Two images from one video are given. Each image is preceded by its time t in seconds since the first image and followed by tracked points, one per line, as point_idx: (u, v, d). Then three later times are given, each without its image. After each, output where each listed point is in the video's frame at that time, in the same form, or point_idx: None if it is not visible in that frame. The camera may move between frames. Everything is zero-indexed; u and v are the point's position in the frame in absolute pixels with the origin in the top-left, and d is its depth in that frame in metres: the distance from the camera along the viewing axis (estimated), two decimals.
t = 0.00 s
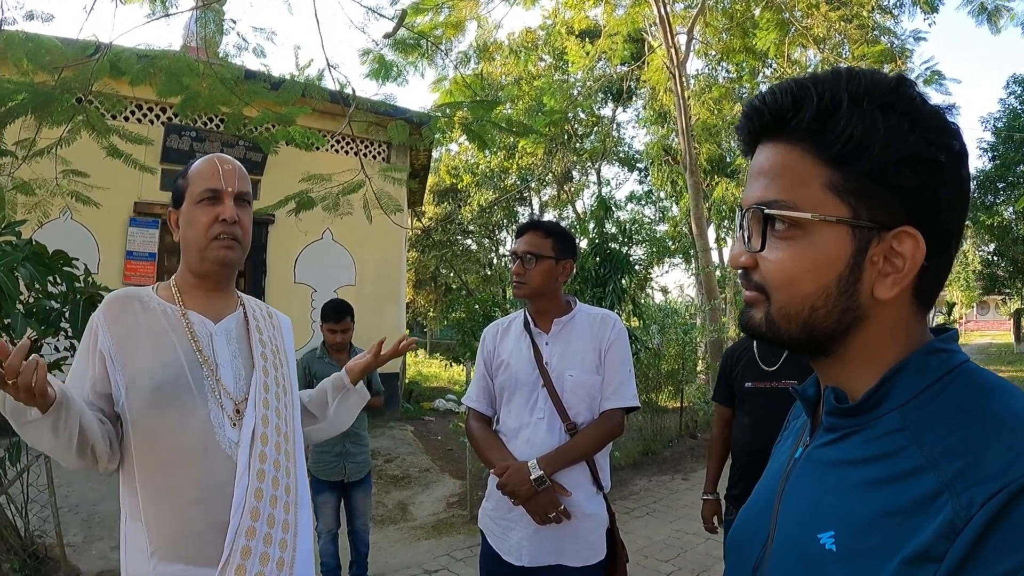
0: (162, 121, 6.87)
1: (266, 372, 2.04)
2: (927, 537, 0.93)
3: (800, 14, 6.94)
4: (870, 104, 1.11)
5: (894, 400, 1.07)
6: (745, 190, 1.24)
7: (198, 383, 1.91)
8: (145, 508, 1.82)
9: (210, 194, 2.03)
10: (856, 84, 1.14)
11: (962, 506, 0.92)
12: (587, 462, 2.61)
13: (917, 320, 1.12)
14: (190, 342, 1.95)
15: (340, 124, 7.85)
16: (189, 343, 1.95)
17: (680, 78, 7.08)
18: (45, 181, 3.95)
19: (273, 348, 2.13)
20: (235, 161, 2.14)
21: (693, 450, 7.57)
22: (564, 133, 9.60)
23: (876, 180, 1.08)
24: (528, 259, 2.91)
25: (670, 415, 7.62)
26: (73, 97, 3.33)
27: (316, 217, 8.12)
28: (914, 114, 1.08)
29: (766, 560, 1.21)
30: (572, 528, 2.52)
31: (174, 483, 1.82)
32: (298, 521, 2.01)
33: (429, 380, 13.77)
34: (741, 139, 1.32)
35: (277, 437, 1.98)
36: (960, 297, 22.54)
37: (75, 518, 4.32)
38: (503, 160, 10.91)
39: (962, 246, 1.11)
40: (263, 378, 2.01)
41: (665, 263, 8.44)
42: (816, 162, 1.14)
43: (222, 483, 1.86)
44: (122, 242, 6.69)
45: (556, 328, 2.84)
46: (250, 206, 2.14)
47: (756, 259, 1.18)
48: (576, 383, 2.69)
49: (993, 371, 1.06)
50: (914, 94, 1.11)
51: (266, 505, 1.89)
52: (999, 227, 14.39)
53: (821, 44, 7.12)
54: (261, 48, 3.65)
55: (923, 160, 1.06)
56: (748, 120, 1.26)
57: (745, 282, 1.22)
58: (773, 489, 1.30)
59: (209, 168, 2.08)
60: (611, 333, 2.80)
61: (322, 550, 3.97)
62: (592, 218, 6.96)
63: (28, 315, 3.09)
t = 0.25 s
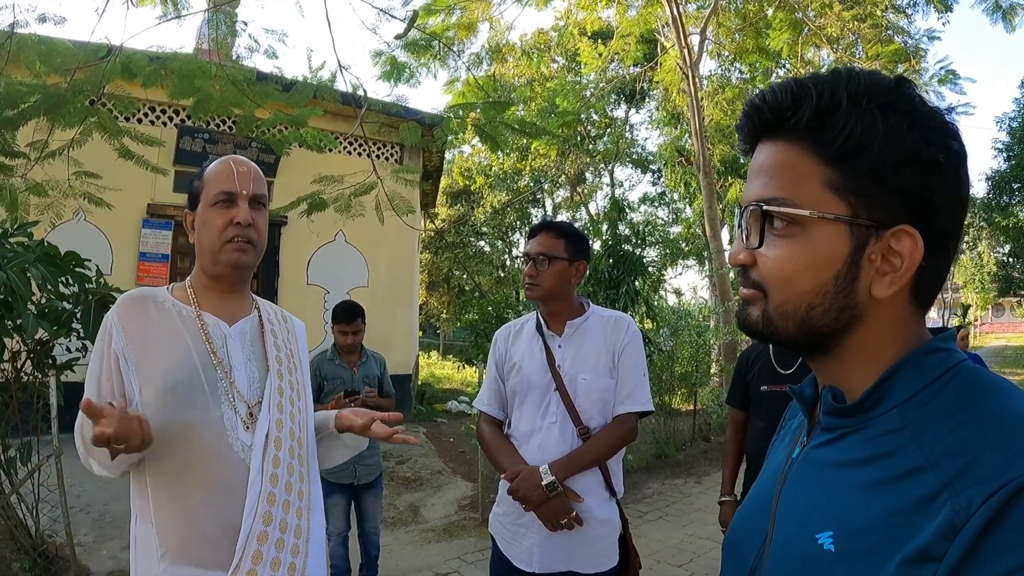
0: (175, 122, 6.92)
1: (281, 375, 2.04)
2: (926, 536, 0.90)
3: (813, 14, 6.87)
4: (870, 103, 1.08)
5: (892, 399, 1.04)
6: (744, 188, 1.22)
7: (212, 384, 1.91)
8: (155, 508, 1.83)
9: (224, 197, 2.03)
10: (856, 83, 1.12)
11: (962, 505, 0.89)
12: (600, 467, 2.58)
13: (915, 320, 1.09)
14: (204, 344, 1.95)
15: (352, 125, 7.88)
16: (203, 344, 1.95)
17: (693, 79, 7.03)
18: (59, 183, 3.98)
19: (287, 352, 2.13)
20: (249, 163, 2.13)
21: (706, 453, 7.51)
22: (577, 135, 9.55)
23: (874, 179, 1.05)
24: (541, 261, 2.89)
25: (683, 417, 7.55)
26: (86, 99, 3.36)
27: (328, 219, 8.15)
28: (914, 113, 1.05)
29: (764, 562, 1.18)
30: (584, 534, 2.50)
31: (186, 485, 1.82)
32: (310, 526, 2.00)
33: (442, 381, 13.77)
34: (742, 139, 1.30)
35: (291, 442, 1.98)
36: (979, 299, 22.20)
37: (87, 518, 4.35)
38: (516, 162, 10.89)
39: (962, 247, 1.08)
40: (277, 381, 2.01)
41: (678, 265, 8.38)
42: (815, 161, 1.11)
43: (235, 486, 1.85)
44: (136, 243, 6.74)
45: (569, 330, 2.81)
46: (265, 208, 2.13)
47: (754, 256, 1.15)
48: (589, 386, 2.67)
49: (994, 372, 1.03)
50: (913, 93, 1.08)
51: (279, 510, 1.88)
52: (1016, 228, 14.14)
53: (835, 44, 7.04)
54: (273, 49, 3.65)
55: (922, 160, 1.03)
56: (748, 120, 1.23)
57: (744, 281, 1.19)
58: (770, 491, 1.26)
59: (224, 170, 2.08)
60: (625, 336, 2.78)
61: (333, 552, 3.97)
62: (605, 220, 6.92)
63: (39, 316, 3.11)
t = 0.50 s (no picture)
0: (183, 124, 6.94)
1: (286, 379, 2.03)
2: (928, 536, 0.90)
3: (821, 14, 6.82)
4: (872, 104, 1.07)
5: (893, 400, 1.03)
6: (743, 189, 1.20)
7: (217, 385, 1.90)
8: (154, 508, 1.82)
9: (231, 195, 2.02)
10: (857, 83, 1.11)
11: (963, 505, 0.89)
12: (608, 471, 2.56)
13: (914, 323, 1.08)
14: (210, 344, 1.94)
15: (360, 127, 7.89)
16: (209, 345, 1.94)
17: (701, 80, 6.98)
18: (66, 183, 4.00)
19: (293, 355, 2.12)
20: (257, 160, 2.12)
21: (715, 456, 7.45)
22: (585, 136, 9.52)
23: (874, 180, 1.04)
24: (552, 262, 2.87)
25: (691, 420, 7.51)
26: (93, 100, 3.38)
27: (335, 220, 8.16)
28: (915, 114, 1.05)
29: (762, 563, 1.16)
30: (591, 539, 2.48)
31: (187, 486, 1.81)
32: (313, 531, 2.01)
33: (450, 383, 13.76)
34: (741, 138, 1.28)
35: (294, 446, 1.97)
36: (990, 302, 21.98)
37: (93, 519, 4.37)
38: (524, 163, 10.87)
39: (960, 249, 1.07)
40: (282, 385, 2.00)
41: (686, 267, 8.34)
42: (815, 161, 1.10)
43: (238, 490, 1.84)
44: (143, 244, 6.77)
45: (577, 331, 2.79)
46: (273, 207, 2.12)
47: (753, 257, 1.14)
48: (597, 389, 2.65)
49: (994, 372, 1.02)
50: (915, 95, 1.07)
51: (282, 515, 1.87)
52: None
53: (843, 45, 6.98)
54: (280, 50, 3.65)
55: (923, 162, 1.03)
56: (748, 119, 1.22)
57: (743, 281, 1.17)
58: (767, 490, 1.24)
59: (231, 169, 2.06)
60: (633, 338, 2.76)
61: (338, 555, 3.96)
62: (613, 222, 6.89)
63: (45, 317, 3.12)
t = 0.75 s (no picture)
0: (191, 126, 6.98)
1: (290, 381, 2.03)
2: (927, 537, 0.89)
3: (829, 13, 6.78)
4: (878, 101, 1.06)
5: (892, 400, 1.03)
6: (746, 183, 1.19)
7: (220, 387, 1.89)
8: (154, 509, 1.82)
9: (239, 192, 2.03)
10: (864, 80, 1.09)
11: (963, 505, 0.88)
12: (617, 474, 2.54)
13: (913, 322, 1.08)
14: (213, 344, 1.94)
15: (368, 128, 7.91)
16: (213, 345, 1.94)
17: (710, 80, 6.93)
18: (74, 185, 4.02)
19: (297, 355, 2.11)
20: (264, 158, 2.12)
21: (725, 458, 7.40)
22: (594, 137, 9.48)
23: (878, 178, 1.03)
24: (563, 259, 2.86)
25: (701, 422, 7.45)
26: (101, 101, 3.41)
27: (343, 221, 8.18)
28: (919, 113, 1.04)
29: (759, 564, 1.14)
30: (600, 543, 2.46)
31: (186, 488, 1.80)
32: (313, 535, 2.00)
33: (459, 385, 13.76)
34: (744, 132, 1.26)
35: (296, 449, 1.96)
36: (1004, 304, 21.70)
37: (101, 519, 4.40)
38: (532, 165, 10.85)
39: (961, 250, 1.07)
40: (286, 387, 2.00)
41: (695, 268, 8.29)
42: (819, 157, 1.09)
43: (239, 493, 1.84)
44: (152, 246, 6.81)
45: (586, 332, 2.78)
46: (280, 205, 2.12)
47: (754, 251, 1.13)
48: (606, 390, 2.63)
49: (995, 374, 1.02)
50: (920, 95, 1.06)
51: (282, 519, 1.86)
52: None
53: (852, 44, 6.92)
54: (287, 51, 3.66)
55: (927, 160, 1.02)
56: (753, 114, 1.20)
57: (741, 277, 1.16)
58: (766, 490, 1.23)
59: (238, 166, 2.06)
60: (643, 338, 2.74)
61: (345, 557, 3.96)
62: (623, 223, 6.86)
63: (53, 317, 3.14)
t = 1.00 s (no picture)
0: (201, 127, 7.08)
1: (289, 379, 2.02)
2: (928, 535, 0.90)
3: (839, 11, 6.71)
4: (888, 101, 1.06)
5: (892, 400, 1.04)
6: (751, 178, 1.20)
7: (218, 386, 1.90)
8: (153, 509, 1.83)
9: (237, 192, 2.02)
10: (875, 80, 1.10)
11: (963, 505, 0.89)
12: (626, 475, 2.51)
13: (915, 323, 1.09)
14: (213, 343, 1.94)
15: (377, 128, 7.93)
16: (212, 344, 1.94)
17: (720, 79, 6.86)
18: (84, 186, 4.06)
19: (297, 354, 2.10)
20: (264, 158, 2.12)
21: (736, 460, 7.34)
22: (604, 138, 9.43)
23: (884, 176, 1.04)
24: (580, 258, 2.82)
25: (712, 423, 7.40)
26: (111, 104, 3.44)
27: (353, 222, 8.20)
28: (925, 114, 1.05)
29: (757, 564, 1.15)
30: (607, 545, 2.44)
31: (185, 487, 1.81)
32: (312, 535, 1.98)
33: (469, 386, 13.75)
34: (753, 128, 1.27)
35: (294, 449, 1.95)
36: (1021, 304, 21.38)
37: (111, 519, 4.43)
38: (543, 165, 10.83)
39: (964, 253, 1.08)
40: (285, 385, 1.99)
41: (707, 268, 8.25)
42: (826, 154, 1.09)
43: (236, 490, 1.84)
44: (162, 247, 6.86)
45: (595, 332, 2.76)
46: (279, 204, 2.12)
47: (758, 245, 1.14)
48: (615, 391, 2.61)
49: (994, 375, 1.03)
50: (929, 98, 1.07)
51: (279, 518, 1.85)
52: None
53: (862, 42, 6.85)
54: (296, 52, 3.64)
55: (932, 161, 1.02)
56: (762, 110, 1.21)
57: (745, 271, 1.17)
58: (764, 489, 1.24)
59: (238, 165, 2.07)
60: (653, 339, 2.71)
61: (354, 557, 3.97)
62: (633, 223, 6.80)
63: (63, 318, 3.17)
